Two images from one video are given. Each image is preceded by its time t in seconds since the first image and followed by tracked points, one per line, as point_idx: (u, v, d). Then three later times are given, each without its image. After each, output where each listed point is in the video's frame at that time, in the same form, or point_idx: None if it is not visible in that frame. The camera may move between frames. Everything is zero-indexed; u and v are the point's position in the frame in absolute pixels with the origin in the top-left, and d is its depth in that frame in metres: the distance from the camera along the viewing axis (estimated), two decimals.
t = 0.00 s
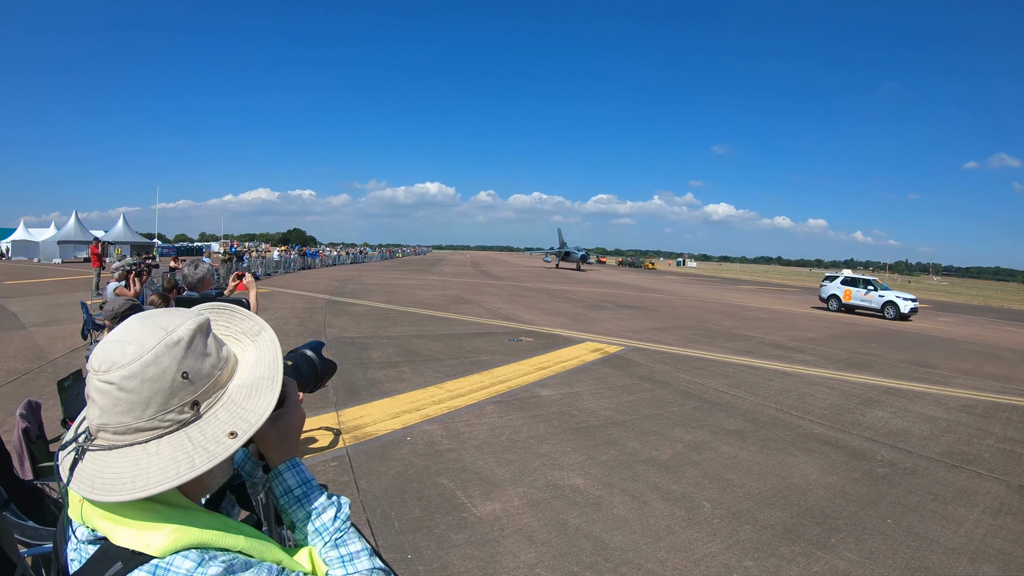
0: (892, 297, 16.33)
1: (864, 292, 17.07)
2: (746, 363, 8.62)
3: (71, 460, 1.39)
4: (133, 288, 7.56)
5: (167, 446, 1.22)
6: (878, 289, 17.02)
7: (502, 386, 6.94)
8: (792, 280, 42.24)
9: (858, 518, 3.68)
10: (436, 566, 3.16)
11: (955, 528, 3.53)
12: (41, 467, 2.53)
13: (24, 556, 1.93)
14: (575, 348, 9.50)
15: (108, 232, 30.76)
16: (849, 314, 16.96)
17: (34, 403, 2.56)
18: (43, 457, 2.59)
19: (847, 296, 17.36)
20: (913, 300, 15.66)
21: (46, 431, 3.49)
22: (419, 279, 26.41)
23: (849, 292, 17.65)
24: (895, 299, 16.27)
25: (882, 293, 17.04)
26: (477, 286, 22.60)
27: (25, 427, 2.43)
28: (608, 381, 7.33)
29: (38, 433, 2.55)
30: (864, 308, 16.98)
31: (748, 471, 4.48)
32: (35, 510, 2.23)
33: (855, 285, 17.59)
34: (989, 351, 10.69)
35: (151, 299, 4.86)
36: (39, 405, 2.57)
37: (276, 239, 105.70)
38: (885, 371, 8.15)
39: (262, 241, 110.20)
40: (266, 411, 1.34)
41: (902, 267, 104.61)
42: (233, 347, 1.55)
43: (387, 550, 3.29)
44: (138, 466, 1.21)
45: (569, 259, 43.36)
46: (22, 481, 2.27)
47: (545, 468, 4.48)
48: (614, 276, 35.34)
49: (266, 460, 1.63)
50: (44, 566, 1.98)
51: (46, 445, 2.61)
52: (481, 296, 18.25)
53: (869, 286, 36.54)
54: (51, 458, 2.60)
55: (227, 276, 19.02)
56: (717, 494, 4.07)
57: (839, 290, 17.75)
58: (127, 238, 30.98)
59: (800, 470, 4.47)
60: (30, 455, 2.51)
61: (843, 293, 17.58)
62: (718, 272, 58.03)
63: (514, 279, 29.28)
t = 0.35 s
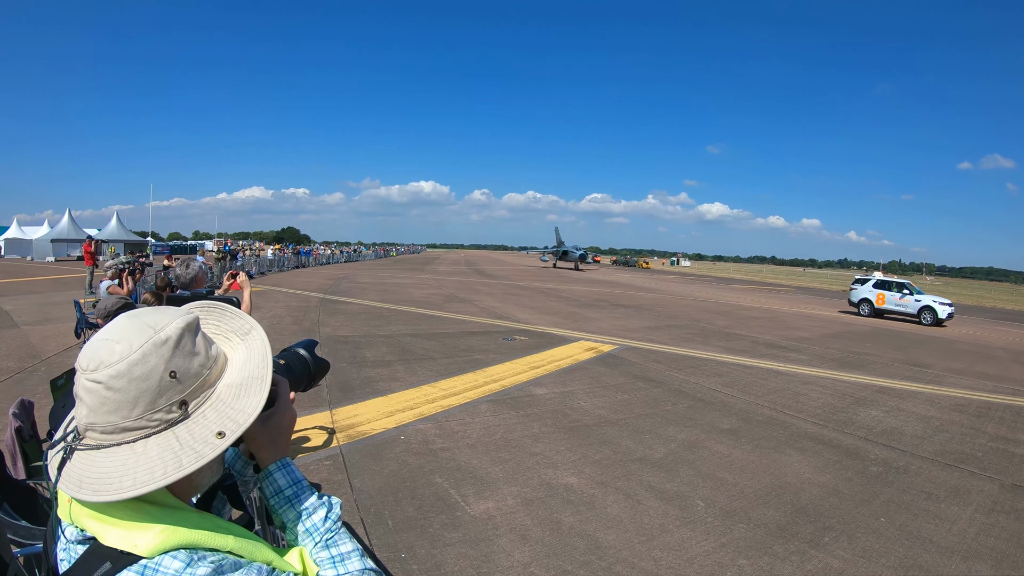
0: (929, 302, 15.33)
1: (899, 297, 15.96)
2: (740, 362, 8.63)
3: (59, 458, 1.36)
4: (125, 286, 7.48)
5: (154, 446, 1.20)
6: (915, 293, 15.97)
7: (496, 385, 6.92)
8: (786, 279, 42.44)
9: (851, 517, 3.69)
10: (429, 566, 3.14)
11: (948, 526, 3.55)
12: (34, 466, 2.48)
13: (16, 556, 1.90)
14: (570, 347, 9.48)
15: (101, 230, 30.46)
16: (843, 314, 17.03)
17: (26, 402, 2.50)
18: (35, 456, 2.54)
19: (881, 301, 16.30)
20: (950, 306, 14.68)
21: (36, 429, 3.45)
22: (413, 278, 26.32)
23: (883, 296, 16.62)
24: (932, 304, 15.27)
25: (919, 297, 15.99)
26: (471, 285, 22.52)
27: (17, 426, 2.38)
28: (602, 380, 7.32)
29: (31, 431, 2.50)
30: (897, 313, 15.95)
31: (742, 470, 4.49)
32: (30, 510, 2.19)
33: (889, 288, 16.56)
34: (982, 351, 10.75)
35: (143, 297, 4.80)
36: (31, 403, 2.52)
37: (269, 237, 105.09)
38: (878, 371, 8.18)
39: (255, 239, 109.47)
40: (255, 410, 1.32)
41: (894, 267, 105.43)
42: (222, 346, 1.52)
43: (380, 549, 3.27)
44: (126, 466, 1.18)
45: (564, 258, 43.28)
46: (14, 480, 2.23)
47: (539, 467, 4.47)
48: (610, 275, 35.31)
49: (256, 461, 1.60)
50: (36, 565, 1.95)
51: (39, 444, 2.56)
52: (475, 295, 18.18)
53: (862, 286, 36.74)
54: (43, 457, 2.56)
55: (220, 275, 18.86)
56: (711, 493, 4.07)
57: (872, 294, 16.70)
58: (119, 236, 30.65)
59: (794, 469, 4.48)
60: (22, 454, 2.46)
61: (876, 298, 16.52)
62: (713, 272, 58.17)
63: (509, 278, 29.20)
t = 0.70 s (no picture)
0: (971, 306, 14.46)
1: (939, 301, 15.14)
2: (736, 362, 8.65)
3: (51, 460, 1.35)
4: (120, 287, 7.43)
5: (145, 447, 1.18)
6: (956, 298, 15.10)
7: (492, 385, 6.91)
8: (782, 279, 42.59)
9: (848, 516, 3.70)
10: (427, 566, 3.13)
11: (945, 525, 3.56)
12: (29, 468, 2.46)
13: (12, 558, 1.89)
14: (566, 347, 9.48)
15: (96, 231, 30.30)
16: (840, 313, 17.07)
17: (21, 403, 2.49)
18: (31, 458, 2.52)
19: (920, 305, 15.44)
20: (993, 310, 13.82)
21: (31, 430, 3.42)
22: (410, 278, 26.28)
23: (922, 301, 15.80)
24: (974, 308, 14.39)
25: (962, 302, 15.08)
26: (468, 286, 22.49)
27: (13, 427, 2.37)
28: (599, 380, 7.32)
29: (26, 433, 2.48)
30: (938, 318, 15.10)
31: (739, 469, 4.49)
32: (26, 512, 2.17)
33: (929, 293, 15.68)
34: (978, 350, 10.79)
35: (138, 298, 4.77)
36: (27, 405, 2.51)
37: (264, 238, 104.65)
38: (874, 370, 8.21)
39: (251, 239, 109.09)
40: (247, 411, 1.30)
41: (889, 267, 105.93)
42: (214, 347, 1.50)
43: (378, 550, 3.25)
44: (116, 467, 1.17)
45: (561, 259, 43.22)
46: (11, 481, 2.21)
47: (536, 468, 4.46)
48: (607, 275, 35.32)
49: (250, 463, 1.60)
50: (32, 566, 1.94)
51: (35, 446, 2.54)
52: (471, 296, 18.15)
53: (858, 286, 36.91)
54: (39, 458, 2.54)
55: (216, 275, 18.79)
56: (708, 492, 4.07)
57: (911, 299, 15.87)
58: (115, 237, 30.46)
59: (791, 468, 4.49)
60: (18, 455, 2.44)
61: (915, 302, 15.68)
62: (709, 272, 58.31)
63: (506, 278, 29.17)
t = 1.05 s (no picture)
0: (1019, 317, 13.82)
1: (985, 312, 14.50)
2: (733, 365, 8.66)
3: (40, 462, 1.33)
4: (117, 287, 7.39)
5: (133, 450, 1.17)
6: (1003, 308, 14.46)
7: (489, 388, 6.89)
8: (780, 283, 42.69)
9: (845, 520, 3.70)
10: (422, 569, 3.11)
11: (942, 529, 3.56)
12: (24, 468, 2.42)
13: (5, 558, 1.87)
14: (563, 350, 9.48)
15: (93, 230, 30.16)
16: (837, 317, 17.10)
17: (16, 403, 2.48)
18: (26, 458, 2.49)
19: (965, 316, 14.77)
20: None
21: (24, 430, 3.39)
22: (407, 280, 26.24)
23: (966, 312, 15.16)
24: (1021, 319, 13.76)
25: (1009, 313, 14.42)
26: (465, 288, 22.47)
27: (7, 426, 2.34)
28: (596, 383, 7.31)
29: (21, 432, 2.45)
30: (983, 329, 14.45)
31: (735, 473, 4.49)
32: (20, 512, 2.15)
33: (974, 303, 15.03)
34: (974, 354, 10.83)
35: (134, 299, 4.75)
36: (22, 404, 2.49)
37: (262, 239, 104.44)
38: (871, 374, 8.23)
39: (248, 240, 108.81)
40: (237, 414, 1.30)
41: (886, 272, 106.27)
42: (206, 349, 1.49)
43: (373, 552, 3.23)
44: (104, 470, 1.15)
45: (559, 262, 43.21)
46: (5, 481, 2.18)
47: (532, 471, 4.45)
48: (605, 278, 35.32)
49: (241, 466, 1.58)
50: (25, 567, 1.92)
51: (30, 446, 2.50)
52: (469, 298, 18.12)
53: (855, 290, 37.03)
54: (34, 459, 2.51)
55: (213, 276, 18.72)
56: (704, 496, 4.07)
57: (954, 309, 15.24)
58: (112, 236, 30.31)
59: (787, 472, 4.49)
60: (13, 455, 2.40)
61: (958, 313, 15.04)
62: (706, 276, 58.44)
63: (504, 280, 29.17)
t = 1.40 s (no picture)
0: None
1: None
2: (731, 374, 8.67)
3: (36, 462, 1.33)
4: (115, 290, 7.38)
5: (129, 452, 1.17)
6: None
7: (486, 395, 6.88)
8: (778, 292, 42.80)
9: (841, 529, 3.69)
10: None
11: (939, 538, 3.56)
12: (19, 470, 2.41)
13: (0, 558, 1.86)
14: (560, 358, 9.48)
15: (92, 232, 30.11)
16: (835, 326, 17.13)
17: (13, 405, 2.49)
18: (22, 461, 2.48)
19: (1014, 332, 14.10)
20: None
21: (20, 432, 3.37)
22: (405, 287, 26.24)
23: (1013, 327, 14.49)
24: None
25: None
26: (463, 295, 22.47)
27: (3, 427, 2.34)
28: (593, 391, 7.31)
29: (17, 434, 2.44)
30: None
31: (731, 482, 4.48)
32: (15, 514, 2.14)
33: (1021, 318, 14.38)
34: (971, 363, 10.87)
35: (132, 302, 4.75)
36: (18, 407, 2.50)
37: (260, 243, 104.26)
38: (868, 383, 8.24)
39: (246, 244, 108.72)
40: (233, 419, 1.30)
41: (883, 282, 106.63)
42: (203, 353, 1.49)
43: (369, 559, 3.21)
44: (99, 472, 1.15)
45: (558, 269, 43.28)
46: None
47: (528, 479, 4.43)
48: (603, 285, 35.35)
49: (237, 470, 1.58)
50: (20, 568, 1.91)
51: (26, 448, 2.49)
52: (467, 305, 18.11)
53: (853, 300, 37.12)
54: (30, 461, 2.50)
55: (212, 280, 18.69)
56: (701, 505, 4.06)
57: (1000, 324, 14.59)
58: (111, 239, 30.27)
59: (784, 481, 4.48)
60: (8, 457, 2.39)
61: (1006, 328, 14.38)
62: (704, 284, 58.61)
63: (502, 287, 29.18)
